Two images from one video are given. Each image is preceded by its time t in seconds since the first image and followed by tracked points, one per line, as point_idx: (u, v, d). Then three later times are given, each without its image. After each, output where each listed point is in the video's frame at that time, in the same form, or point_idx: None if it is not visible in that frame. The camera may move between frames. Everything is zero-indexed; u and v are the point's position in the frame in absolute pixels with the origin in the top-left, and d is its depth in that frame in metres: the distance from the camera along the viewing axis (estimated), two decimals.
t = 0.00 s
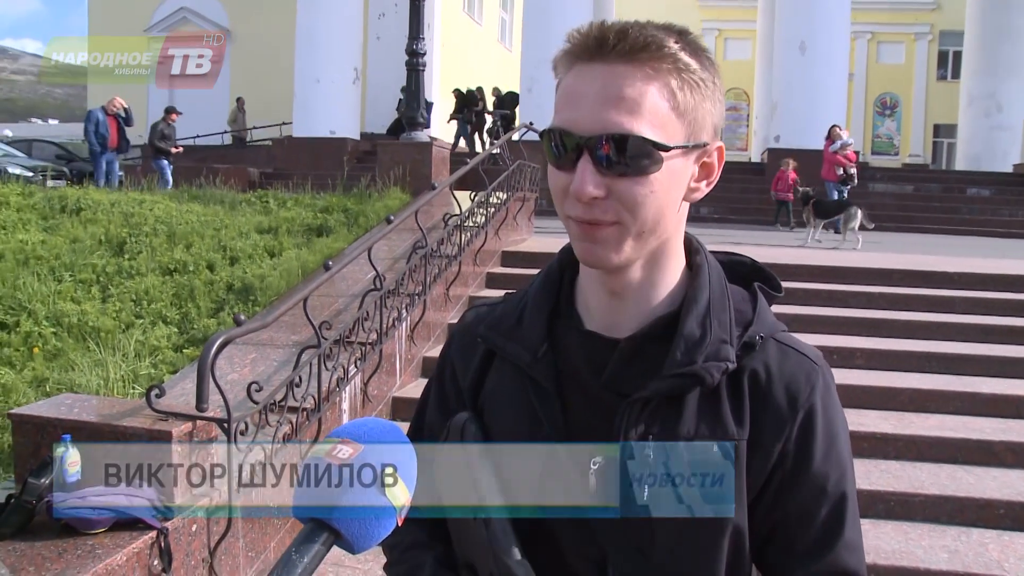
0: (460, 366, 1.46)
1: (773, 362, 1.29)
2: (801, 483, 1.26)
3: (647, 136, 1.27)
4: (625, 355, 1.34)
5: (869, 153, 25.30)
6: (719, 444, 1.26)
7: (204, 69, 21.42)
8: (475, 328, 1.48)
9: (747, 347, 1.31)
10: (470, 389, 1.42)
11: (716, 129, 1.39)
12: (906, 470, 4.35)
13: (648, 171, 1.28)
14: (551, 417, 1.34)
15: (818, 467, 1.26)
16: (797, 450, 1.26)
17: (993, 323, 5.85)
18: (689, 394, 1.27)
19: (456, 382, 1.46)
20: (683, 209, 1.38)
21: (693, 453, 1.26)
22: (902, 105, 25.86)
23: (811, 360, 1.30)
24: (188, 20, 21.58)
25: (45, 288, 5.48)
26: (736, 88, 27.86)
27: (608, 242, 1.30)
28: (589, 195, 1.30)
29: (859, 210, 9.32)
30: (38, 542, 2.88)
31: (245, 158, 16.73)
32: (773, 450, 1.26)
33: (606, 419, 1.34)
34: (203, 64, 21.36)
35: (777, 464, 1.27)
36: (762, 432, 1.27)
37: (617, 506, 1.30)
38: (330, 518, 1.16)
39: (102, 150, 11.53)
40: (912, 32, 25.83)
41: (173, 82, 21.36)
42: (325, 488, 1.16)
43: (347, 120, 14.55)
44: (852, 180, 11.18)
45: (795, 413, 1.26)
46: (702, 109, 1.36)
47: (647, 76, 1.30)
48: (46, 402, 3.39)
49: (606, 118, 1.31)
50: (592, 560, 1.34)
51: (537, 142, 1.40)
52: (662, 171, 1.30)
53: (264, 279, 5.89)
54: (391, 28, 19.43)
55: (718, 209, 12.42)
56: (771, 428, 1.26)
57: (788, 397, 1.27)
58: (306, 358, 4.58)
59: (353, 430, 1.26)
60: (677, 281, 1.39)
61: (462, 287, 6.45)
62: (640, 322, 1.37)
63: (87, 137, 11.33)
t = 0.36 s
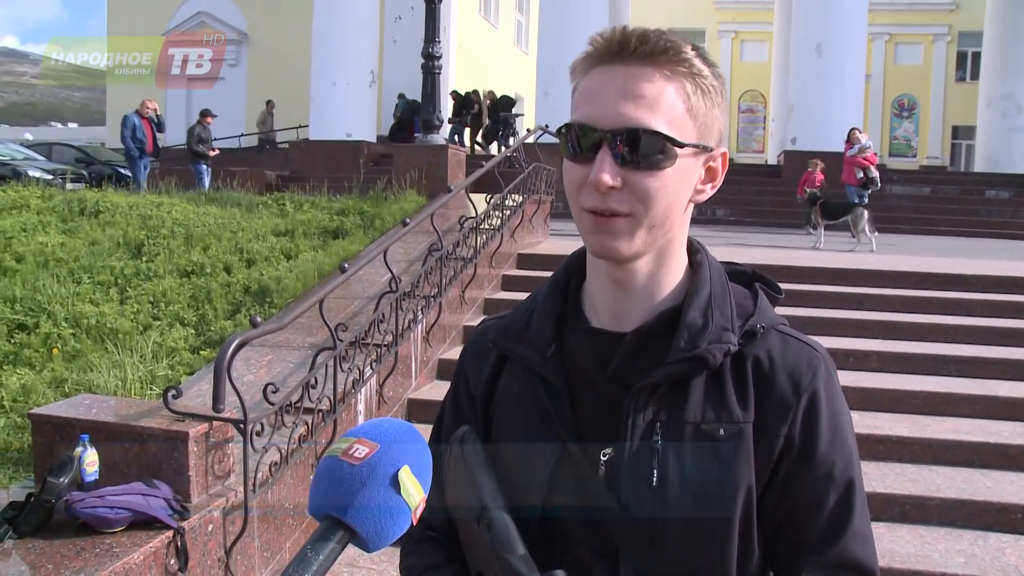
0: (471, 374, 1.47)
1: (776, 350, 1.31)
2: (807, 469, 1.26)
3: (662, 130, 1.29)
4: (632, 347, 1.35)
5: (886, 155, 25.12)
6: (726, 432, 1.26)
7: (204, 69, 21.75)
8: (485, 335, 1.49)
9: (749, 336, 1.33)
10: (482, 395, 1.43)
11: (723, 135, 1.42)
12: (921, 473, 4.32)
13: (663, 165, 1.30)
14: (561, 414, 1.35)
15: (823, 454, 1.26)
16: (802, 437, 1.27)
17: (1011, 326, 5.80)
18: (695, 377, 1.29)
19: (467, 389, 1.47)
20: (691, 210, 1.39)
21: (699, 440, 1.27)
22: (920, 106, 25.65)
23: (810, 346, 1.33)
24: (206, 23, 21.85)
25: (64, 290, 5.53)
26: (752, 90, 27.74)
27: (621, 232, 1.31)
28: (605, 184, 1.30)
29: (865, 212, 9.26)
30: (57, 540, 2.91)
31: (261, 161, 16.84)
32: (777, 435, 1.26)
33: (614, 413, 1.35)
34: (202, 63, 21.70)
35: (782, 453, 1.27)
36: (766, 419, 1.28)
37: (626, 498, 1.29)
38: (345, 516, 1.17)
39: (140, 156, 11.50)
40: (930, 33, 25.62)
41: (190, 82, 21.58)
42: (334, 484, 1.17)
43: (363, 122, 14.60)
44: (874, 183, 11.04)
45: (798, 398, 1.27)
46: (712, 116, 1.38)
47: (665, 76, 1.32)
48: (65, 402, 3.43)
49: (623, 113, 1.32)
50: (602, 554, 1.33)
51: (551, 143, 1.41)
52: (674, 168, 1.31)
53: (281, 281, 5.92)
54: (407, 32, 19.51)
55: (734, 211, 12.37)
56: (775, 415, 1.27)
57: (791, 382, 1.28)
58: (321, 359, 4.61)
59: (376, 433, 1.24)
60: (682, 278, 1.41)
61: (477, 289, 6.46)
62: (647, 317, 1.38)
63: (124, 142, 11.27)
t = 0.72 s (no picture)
0: (463, 380, 1.48)
1: (764, 355, 1.32)
2: (794, 474, 1.27)
3: (669, 130, 1.32)
4: (622, 352, 1.36)
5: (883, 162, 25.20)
6: (715, 436, 1.27)
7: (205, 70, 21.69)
8: (475, 341, 1.50)
9: (738, 341, 1.34)
10: (473, 401, 1.44)
11: (723, 148, 1.44)
12: (919, 479, 4.32)
13: (670, 167, 1.32)
14: (552, 419, 1.35)
15: (810, 458, 1.27)
16: (790, 442, 1.28)
17: (1008, 332, 5.81)
18: (683, 383, 1.30)
19: (458, 394, 1.48)
20: (687, 219, 1.40)
21: (688, 446, 1.27)
22: (916, 114, 25.74)
23: (799, 352, 1.34)
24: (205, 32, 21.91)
25: (62, 299, 5.53)
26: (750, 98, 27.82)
27: (623, 227, 1.31)
28: (613, 179, 1.31)
29: (859, 218, 9.28)
30: (55, 550, 2.91)
31: (259, 169, 16.87)
32: (765, 440, 1.27)
33: (604, 418, 1.35)
34: (202, 64, 21.68)
35: (770, 457, 1.28)
36: (755, 424, 1.28)
37: (615, 505, 1.29)
38: (335, 534, 1.17)
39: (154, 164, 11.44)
40: (927, 41, 25.71)
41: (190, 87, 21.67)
42: (323, 504, 1.18)
43: (362, 131, 14.64)
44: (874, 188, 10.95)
45: (785, 403, 1.28)
46: (718, 130, 1.40)
47: (674, 82, 1.36)
48: (63, 411, 3.43)
49: (634, 112, 1.34)
50: (590, 560, 1.32)
51: (560, 141, 1.42)
52: (679, 173, 1.33)
53: (279, 290, 5.93)
54: (405, 40, 19.58)
55: (732, 219, 12.40)
56: (764, 419, 1.28)
57: (779, 386, 1.29)
58: (320, 367, 4.61)
59: (365, 454, 1.22)
60: (672, 282, 1.42)
61: (475, 297, 6.47)
62: (637, 321, 1.39)
63: (140, 150, 11.23)
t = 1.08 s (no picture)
0: (460, 384, 1.48)
1: (769, 354, 1.33)
2: (801, 472, 1.28)
3: (670, 131, 1.32)
4: (626, 353, 1.35)
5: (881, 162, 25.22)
6: (722, 436, 1.27)
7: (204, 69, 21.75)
8: (472, 345, 1.50)
9: (741, 340, 1.34)
10: (471, 405, 1.45)
11: (722, 148, 1.44)
12: (917, 479, 4.32)
13: (672, 168, 1.32)
14: (553, 420, 1.35)
15: (817, 456, 1.28)
16: (796, 440, 1.28)
17: (1006, 332, 5.81)
18: (688, 383, 1.30)
19: (455, 399, 1.48)
20: (688, 220, 1.40)
21: (695, 445, 1.27)
22: (914, 114, 25.75)
23: (802, 351, 1.34)
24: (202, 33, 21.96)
25: (59, 299, 5.52)
26: (747, 98, 27.83)
27: (623, 228, 1.31)
28: (615, 180, 1.31)
29: (857, 218, 9.28)
30: (52, 551, 2.91)
31: (257, 169, 16.86)
32: (772, 437, 1.28)
33: (608, 419, 1.35)
34: (202, 63, 21.74)
35: (777, 456, 1.28)
36: (761, 422, 1.29)
37: (622, 505, 1.29)
38: None
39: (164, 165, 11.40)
40: (924, 41, 25.73)
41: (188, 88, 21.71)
42: None
43: (360, 131, 14.63)
44: (876, 191, 10.88)
45: (791, 401, 1.29)
46: (717, 131, 1.41)
47: (674, 83, 1.36)
48: (60, 412, 3.42)
49: (634, 112, 1.34)
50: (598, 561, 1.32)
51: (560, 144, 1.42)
52: (681, 173, 1.33)
53: (276, 290, 5.93)
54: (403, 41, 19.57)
55: (730, 219, 12.41)
56: (771, 417, 1.28)
57: (784, 385, 1.29)
58: (318, 368, 4.61)
59: None
60: (673, 283, 1.41)
61: (474, 297, 6.48)
62: (639, 322, 1.38)
63: (151, 151, 11.22)
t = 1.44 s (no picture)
0: (460, 390, 1.48)
1: (767, 349, 1.32)
2: (803, 468, 1.27)
3: (661, 129, 1.31)
4: (624, 353, 1.35)
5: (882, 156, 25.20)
6: (721, 434, 1.26)
7: (204, 69, 21.75)
8: (471, 350, 1.50)
9: (739, 336, 1.34)
10: (472, 410, 1.44)
11: (715, 145, 1.43)
12: (923, 473, 4.31)
13: (664, 165, 1.31)
14: (553, 425, 1.34)
15: (820, 450, 1.27)
16: (797, 437, 1.28)
17: (1010, 324, 5.80)
18: (687, 382, 1.29)
19: (456, 405, 1.48)
20: (684, 217, 1.39)
21: (695, 444, 1.27)
22: (914, 108, 25.71)
23: (802, 346, 1.34)
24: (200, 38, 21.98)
25: (61, 308, 5.52)
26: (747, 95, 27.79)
27: (616, 228, 1.31)
28: (606, 179, 1.31)
29: (860, 214, 9.28)
30: (57, 560, 2.91)
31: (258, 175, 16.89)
32: (773, 435, 1.27)
33: (607, 421, 1.34)
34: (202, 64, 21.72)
35: (778, 453, 1.28)
36: (761, 419, 1.28)
37: (623, 507, 1.28)
38: None
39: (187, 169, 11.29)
40: (923, 35, 25.68)
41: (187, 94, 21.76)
42: None
43: (361, 135, 14.65)
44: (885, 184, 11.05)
45: (791, 397, 1.28)
46: (709, 128, 1.40)
47: (663, 80, 1.36)
48: (63, 421, 3.42)
49: (625, 111, 1.34)
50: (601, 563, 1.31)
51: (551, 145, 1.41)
52: (673, 170, 1.33)
53: (278, 295, 5.93)
54: (401, 44, 19.58)
55: (732, 216, 12.39)
56: (770, 413, 1.28)
57: (782, 381, 1.29)
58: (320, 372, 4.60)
59: None
60: (671, 282, 1.41)
61: (476, 299, 6.47)
62: (636, 322, 1.38)
63: (174, 154, 11.10)
